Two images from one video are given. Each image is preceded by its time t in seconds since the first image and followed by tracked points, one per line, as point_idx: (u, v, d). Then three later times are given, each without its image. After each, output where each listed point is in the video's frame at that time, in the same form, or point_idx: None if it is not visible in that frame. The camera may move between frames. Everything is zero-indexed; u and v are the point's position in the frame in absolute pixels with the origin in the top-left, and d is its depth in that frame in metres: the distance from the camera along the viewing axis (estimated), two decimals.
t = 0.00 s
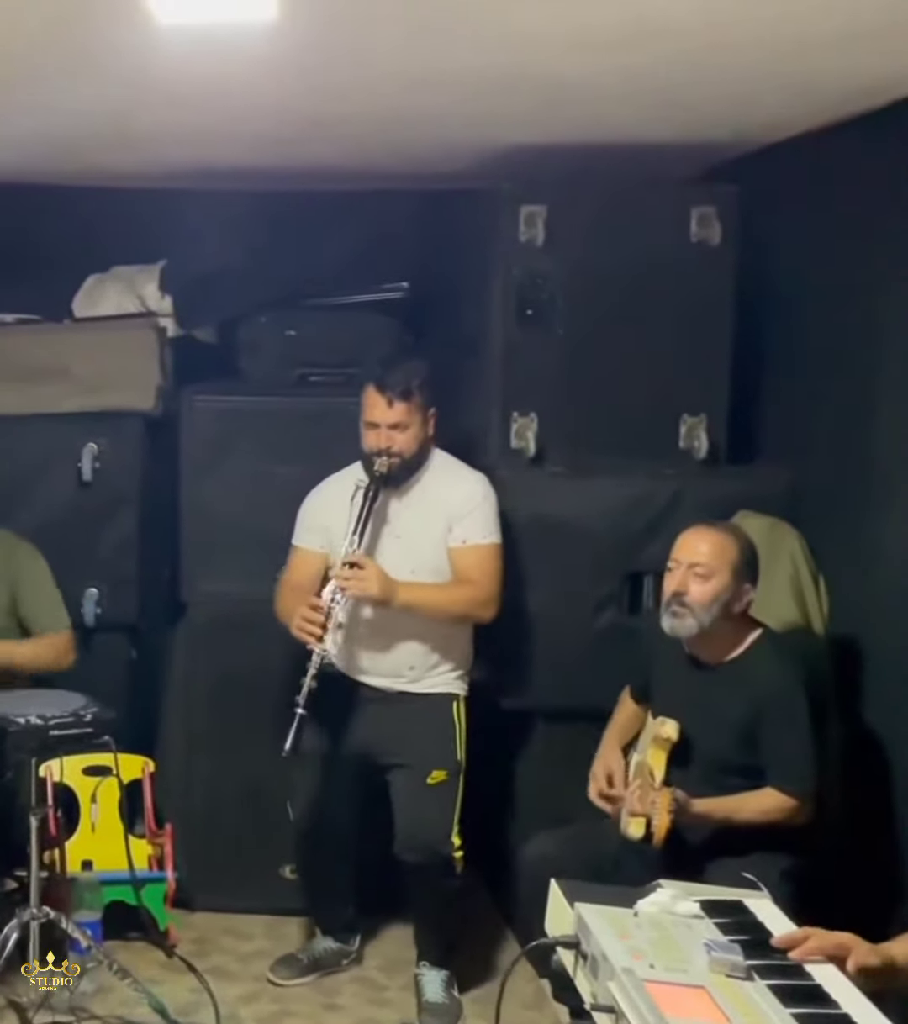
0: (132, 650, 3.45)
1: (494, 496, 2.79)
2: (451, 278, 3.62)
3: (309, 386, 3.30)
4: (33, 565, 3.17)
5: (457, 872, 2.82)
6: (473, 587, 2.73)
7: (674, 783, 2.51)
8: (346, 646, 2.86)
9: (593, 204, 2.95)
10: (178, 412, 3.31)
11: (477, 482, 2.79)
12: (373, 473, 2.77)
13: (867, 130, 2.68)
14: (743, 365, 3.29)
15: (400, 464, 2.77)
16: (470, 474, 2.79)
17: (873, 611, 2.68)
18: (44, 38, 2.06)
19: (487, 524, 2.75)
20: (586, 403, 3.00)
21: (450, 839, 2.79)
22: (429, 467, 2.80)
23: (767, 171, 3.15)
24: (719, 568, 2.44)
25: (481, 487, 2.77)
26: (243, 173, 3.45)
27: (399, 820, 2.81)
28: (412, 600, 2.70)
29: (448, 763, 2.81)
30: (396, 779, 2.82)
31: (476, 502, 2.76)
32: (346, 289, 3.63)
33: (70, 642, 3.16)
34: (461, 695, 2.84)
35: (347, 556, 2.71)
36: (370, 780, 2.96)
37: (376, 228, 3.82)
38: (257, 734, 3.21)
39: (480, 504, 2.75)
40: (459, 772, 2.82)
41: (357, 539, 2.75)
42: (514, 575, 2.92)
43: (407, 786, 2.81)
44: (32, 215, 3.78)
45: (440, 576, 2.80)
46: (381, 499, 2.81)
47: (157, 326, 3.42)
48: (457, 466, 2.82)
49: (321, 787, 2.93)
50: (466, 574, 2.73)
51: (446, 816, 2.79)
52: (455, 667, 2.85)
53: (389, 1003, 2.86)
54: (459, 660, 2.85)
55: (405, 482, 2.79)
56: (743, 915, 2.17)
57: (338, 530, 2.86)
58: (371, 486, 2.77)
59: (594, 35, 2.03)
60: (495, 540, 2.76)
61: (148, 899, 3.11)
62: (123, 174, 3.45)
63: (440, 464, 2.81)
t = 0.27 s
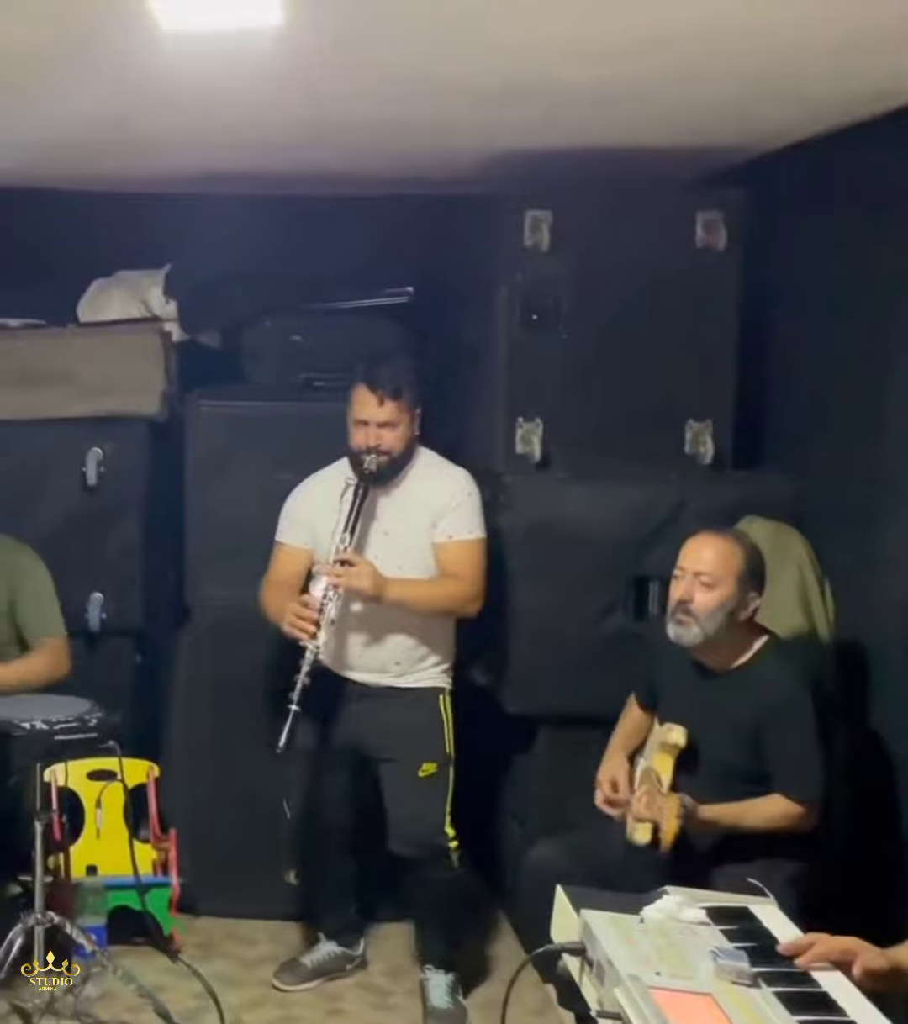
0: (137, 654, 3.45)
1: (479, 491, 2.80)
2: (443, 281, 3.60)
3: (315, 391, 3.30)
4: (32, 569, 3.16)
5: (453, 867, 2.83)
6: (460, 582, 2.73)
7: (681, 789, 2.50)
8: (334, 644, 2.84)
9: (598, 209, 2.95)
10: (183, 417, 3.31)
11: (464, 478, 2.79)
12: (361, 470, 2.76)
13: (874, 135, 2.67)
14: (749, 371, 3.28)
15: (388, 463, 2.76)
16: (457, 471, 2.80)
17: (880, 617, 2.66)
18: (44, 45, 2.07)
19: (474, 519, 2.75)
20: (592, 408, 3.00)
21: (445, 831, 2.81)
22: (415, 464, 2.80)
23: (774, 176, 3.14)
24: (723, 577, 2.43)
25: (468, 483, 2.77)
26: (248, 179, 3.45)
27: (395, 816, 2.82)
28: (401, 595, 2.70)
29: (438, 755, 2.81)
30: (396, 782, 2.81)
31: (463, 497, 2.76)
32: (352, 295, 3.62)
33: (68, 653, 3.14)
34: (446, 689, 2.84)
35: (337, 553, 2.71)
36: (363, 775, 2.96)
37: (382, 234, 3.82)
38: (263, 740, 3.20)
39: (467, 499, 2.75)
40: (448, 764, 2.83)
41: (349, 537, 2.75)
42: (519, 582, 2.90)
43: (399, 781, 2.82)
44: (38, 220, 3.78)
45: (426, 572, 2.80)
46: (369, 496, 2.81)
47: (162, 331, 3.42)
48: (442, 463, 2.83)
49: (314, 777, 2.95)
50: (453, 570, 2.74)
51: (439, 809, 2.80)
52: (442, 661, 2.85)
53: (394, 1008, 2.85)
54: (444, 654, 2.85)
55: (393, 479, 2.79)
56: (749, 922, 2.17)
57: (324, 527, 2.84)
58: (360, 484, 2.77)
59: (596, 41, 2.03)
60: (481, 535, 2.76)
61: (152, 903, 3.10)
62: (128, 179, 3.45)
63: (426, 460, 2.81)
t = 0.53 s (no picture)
0: (144, 657, 3.45)
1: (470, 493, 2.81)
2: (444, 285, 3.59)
3: (322, 394, 3.30)
4: (40, 567, 3.17)
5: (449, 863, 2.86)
6: (452, 579, 2.75)
7: (689, 792, 2.50)
8: (331, 645, 2.85)
9: (605, 212, 2.95)
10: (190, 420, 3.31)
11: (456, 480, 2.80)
12: (354, 472, 2.78)
13: (882, 138, 2.66)
14: (756, 373, 3.28)
15: (380, 465, 2.77)
16: (448, 473, 2.81)
17: (889, 619, 2.66)
18: (49, 51, 2.08)
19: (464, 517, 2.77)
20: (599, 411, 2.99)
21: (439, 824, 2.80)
22: (406, 466, 2.82)
23: (782, 178, 3.14)
24: (733, 581, 2.43)
25: (460, 484, 2.78)
26: (255, 182, 3.45)
27: (388, 812, 2.82)
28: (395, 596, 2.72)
29: (431, 753, 2.81)
30: (398, 783, 2.81)
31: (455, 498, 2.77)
32: (359, 298, 3.62)
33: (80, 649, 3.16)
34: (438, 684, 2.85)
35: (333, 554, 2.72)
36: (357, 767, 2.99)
37: (390, 238, 3.82)
38: (270, 744, 3.20)
39: (458, 496, 2.77)
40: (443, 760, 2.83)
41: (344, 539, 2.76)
42: (527, 586, 2.90)
43: (391, 774, 2.82)
44: (45, 225, 3.79)
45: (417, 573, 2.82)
46: (362, 497, 2.82)
47: (169, 334, 3.43)
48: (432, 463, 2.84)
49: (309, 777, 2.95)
50: (443, 568, 2.75)
51: (432, 805, 2.80)
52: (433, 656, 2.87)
53: (401, 1011, 2.85)
54: (435, 648, 2.87)
55: (384, 479, 2.81)
56: (758, 925, 2.16)
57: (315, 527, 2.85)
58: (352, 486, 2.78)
59: (600, 46, 2.03)
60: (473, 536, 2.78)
61: (160, 907, 3.12)
62: (135, 182, 3.45)
63: (415, 459, 2.83)
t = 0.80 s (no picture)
0: (151, 660, 3.45)
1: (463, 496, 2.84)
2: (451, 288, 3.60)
3: (329, 396, 3.30)
4: (42, 569, 3.19)
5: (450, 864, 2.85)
6: (450, 582, 2.77)
7: (696, 796, 2.49)
8: (340, 654, 2.83)
9: (613, 215, 2.95)
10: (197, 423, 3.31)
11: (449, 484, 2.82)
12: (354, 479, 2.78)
13: (890, 141, 2.66)
14: (765, 376, 3.27)
15: (380, 471, 2.78)
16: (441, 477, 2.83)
17: (898, 622, 2.65)
18: (58, 54, 2.08)
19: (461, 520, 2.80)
20: (606, 414, 2.99)
21: (440, 824, 2.81)
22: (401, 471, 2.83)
23: (790, 181, 3.14)
24: (739, 587, 2.43)
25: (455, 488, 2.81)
26: (263, 184, 3.45)
27: (386, 811, 2.83)
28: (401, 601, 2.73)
29: (432, 754, 2.82)
30: (402, 784, 2.81)
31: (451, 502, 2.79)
32: (367, 301, 3.62)
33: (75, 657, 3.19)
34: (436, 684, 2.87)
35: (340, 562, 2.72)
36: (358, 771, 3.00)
37: (398, 241, 3.82)
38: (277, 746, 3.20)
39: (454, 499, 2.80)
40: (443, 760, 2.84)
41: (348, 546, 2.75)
42: (535, 589, 2.89)
43: (391, 774, 2.83)
44: (53, 227, 3.79)
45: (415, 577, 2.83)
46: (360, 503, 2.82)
47: (176, 337, 3.43)
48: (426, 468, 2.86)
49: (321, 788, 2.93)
50: (440, 572, 2.77)
51: (432, 806, 2.80)
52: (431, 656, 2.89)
53: (407, 1014, 2.85)
54: (432, 649, 2.89)
55: (381, 484, 2.82)
56: (765, 929, 2.16)
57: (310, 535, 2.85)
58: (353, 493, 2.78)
59: (608, 49, 2.03)
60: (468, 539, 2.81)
61: (166, 910, 3.10)
62: (142, 185, 3.45)
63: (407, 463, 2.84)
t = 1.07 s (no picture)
0: (161, 662, 3.45)
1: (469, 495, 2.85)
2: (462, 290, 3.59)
3: (340, 397, 3.30)
4: (52, 570, 3.22)
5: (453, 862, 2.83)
6: (461, 577, 2.77)
7: (708, 799, 2.49)
8: (353, 651, 2.83)
9: (624, 216, 2.94)
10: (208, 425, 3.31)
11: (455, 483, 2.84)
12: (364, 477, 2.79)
13: (902, 142, 2.65)
14: (777, 377, 3.26)
15: (389, 468, 2.79)
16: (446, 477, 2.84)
17: None
18: (70, 55, 2.08)
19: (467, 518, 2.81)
20: (618, 415, 2.98)
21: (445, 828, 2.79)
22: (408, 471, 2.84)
23: (802, 182, 3.13)
24: (749, 589, 2.42)
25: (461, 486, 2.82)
26: (273, 186, 3.44)
27: (392, 813, 2.82)
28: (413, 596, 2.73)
29: (438, 755, 2.81)
30: (409, 787, 2.80)
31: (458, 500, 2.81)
32: (378, 302, 3.62)
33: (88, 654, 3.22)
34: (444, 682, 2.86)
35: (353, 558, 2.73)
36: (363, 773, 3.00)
37: (409, 242, 3.81)
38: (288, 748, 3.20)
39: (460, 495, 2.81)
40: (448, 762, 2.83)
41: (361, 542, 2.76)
42: (546, 591, 2.89)
43: (397, 774, 2.81)
44: (65, 229, 3.79)
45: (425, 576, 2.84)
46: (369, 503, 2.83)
47: (186, 339, 3.43)
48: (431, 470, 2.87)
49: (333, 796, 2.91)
50: (448, 568, 2.78)
51: (438, 809, 2.79)
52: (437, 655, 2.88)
53: (418, 1016, 2.85)
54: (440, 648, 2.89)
55: (389, 483, 2.83)
56: (777, 932, 2.15)
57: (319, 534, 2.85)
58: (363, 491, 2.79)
59: (619, 49, 2.03)
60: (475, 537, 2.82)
61: (176, 910, 3.10)
62: (153, 187, 3.46)
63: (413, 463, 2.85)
